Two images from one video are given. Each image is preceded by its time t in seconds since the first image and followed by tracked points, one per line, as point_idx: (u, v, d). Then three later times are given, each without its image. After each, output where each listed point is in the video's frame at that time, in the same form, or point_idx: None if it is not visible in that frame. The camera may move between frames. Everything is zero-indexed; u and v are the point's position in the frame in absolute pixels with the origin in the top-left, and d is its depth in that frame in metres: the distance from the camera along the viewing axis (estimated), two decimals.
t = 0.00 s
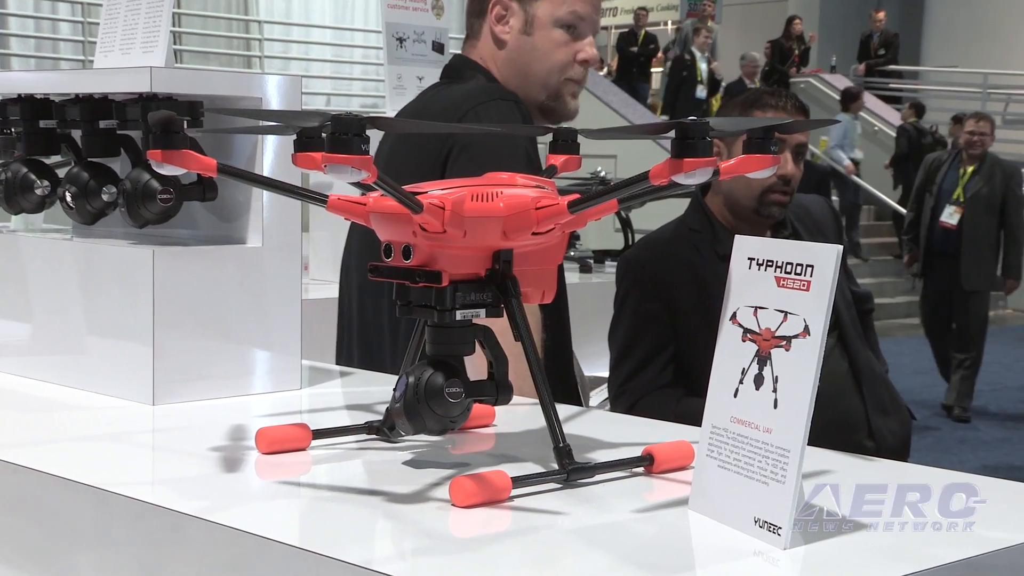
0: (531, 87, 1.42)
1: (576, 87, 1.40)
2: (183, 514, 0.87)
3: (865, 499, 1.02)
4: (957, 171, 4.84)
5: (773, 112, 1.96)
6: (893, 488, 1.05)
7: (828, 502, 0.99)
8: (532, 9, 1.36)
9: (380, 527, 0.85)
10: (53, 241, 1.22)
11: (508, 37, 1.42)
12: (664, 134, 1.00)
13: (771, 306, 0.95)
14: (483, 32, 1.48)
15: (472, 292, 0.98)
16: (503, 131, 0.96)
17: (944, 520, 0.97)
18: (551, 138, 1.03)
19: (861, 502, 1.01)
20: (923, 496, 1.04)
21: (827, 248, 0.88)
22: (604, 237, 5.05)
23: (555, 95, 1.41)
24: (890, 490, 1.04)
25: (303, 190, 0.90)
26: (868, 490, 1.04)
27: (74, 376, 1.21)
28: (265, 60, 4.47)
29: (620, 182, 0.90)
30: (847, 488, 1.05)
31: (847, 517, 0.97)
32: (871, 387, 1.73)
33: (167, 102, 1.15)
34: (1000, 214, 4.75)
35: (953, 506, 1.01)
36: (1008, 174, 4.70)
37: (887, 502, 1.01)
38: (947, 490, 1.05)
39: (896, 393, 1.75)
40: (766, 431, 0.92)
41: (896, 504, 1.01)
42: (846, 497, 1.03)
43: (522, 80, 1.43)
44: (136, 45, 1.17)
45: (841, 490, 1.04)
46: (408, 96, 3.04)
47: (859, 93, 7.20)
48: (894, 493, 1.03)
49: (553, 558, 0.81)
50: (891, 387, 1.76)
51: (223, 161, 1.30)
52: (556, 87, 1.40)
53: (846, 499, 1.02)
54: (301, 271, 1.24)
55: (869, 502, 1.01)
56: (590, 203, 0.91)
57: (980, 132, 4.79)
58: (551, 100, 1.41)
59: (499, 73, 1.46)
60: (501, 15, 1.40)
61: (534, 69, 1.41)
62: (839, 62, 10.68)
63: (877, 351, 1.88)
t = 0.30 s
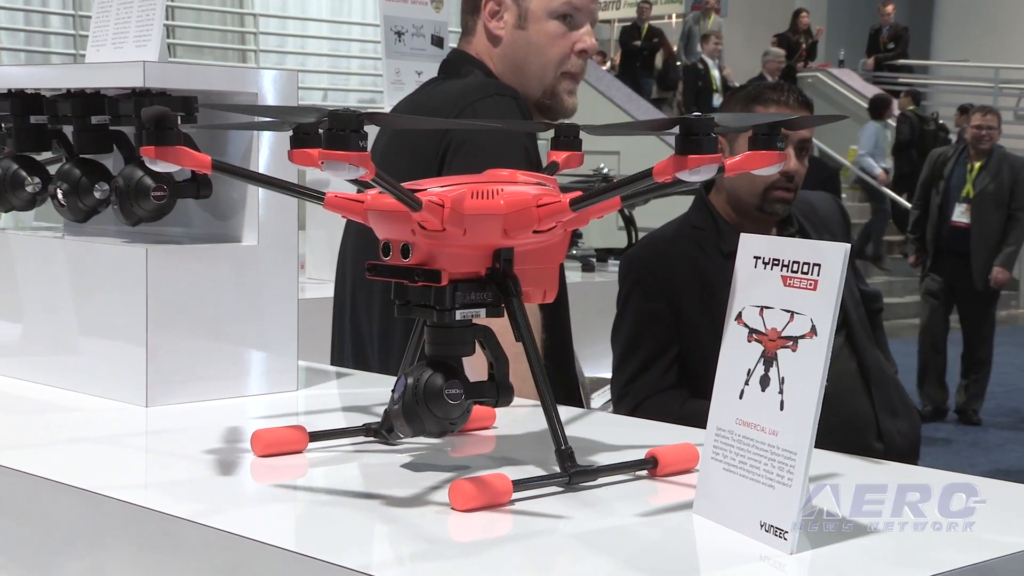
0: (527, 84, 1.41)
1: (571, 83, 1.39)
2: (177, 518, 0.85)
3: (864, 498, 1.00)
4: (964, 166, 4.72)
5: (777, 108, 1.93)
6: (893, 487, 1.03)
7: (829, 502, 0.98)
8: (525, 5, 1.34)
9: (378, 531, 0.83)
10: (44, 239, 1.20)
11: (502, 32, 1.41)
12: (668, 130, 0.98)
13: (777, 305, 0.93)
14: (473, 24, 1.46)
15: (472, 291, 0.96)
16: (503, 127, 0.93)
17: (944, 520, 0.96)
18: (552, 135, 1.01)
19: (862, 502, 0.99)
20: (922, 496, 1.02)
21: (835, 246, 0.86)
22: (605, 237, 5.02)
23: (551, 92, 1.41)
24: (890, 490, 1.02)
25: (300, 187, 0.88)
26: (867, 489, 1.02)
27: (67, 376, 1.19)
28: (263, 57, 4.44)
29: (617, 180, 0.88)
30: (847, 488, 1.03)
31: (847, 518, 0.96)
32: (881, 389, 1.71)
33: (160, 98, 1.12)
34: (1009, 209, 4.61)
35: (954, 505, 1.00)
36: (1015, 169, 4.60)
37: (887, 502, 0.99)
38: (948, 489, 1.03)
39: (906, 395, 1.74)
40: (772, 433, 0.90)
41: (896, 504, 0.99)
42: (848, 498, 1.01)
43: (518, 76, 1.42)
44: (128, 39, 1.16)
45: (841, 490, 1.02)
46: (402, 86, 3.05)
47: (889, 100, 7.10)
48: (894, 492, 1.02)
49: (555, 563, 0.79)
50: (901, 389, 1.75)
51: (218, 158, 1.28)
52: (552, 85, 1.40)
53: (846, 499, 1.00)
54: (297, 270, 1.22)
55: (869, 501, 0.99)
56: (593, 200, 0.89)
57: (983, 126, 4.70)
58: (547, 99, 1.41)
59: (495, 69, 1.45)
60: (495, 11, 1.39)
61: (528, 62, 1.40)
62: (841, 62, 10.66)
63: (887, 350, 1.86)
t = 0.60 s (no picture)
0: (528, 78, 1.39)
1: (572, 78, 1.38)
2: (172, 522, 0.83)
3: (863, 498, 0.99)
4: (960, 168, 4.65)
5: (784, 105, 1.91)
6: (893, 487, 1.02)
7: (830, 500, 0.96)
8: None
9: (377, 535, 0.81)
10: (36, 238, 1.18)
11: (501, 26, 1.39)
12: (674, 127, 0.96)
13: (784, 305, 0.91)
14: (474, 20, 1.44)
15: (473, 291, 0.94)
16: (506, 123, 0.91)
17: (944, 519, 0.95)
18: (555, 131, 0.99)
19: (862, 501, 0.98)
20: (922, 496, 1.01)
21: (844, 245, 0.84)
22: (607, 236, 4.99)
23: (552, 87, 1.39)
24: (890, 490, 1.01)
25: (298, 184, 0.86)
26: (867, 489, 1.01)
27: (59, 378, 1.17)
28: (261, 53, 4.41)
29: (618, 178, 0.87)
30: (846, 488, 1.02)
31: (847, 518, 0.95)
32: (891, 390, 1.70)
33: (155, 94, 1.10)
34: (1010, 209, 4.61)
35: (955, 505, 0.98)
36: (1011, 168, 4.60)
37: (888, 502, 0.98)
38: (948, 488, 1.01)
39: (915, 396, 1.72)
40: (779, 436, 0.88)
41: (896, 504, 0.98)
42: (848, 497, 0.99)
43: (518, 71, 1.40)
44: (122, 34, 1.14)
45: (840, 489, 1.01)
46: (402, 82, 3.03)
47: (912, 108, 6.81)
48: (894, 492, 1.00)
49: (558, 568, 0.77)
50: (910, 390, 1.73)
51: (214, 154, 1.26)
52: (554, 81, 1.39)
53: (846, 498, 0.99)
54: (294, 270, 1.20)
55: (868, 500, 0.98)
56: (597, 198, 0.87)
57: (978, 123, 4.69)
58: (548, 94, 1.40)
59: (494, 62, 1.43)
60: (495, 4, 1.38)
61: (528, 55, 1.37)
62: (844, 59, 10.64)
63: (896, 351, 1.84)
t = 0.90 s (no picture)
0: (558, 77, 1.40)
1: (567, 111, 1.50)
2: (170, 526, 0.81)
3: (864, 499, 0.98)
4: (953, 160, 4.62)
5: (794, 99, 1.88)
6: (892, 487, 1.01)
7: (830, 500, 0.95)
8: None
9: (378, 540, 0.79)
10: (30, 236, 1.16)
11: (536, 27, 1.38)
12: (680, 123, 0.94)
13: (794, 306, 0.89)
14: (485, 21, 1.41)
15: (476, 291, 0.92)
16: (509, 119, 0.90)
17: (944, 520, 0.93)
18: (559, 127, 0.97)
19: (860, 504, 0.97)
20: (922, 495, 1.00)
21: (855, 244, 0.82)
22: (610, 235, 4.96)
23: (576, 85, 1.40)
24: (889, 490, 1.00)
25: (297, 181, 0.84)
26: (867, 490, 1.00)
27: (53, 379, 1.15)
28: (259, 48, 4.37)
29: (625, 174, 0.84)
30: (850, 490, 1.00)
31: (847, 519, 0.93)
32: (904, 393, 1.67)
33: (151, 89, 1.08)
34: (1010, 198, 4.51)
35: (952, 503, 0.98)
36: (1008, 156, 4.53)
37: (887, 502, 0.97)
38: (948, 489, 1.00)
39: (928, 400, 1.71)
40: (789, 439, 0.86)
41: (895, 504, 0.97)
42: (849, 498, 0.98)
43: (550, 70, 1.39)
44: (117, 28, 1.12)
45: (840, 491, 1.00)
46: (402, 77, 2.67)
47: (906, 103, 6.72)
48: (893, 493, 0.99)
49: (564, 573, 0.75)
50: (922, 393, 1.71)
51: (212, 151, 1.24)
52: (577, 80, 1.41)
53: (846, 500, 0.98)
54: (293, 268, 1.18)
55: (868, 501, 0.97)
56: (602, 196, 0.85)
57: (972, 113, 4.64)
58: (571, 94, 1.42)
59: (515, 63, 1.41)
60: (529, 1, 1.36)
61: (575, 58, 1.38)
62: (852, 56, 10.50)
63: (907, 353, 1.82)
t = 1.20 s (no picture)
0: (571, 90, 1.46)
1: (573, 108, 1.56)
2: (167, 531, 0.79)
3: (864, 499, 0.96)
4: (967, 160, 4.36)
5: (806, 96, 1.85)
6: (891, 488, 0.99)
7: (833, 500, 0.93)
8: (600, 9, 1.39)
9: (379, 545, 0.78)
10: (26, 235, 1.14)
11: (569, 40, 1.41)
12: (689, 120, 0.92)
13: (805, 306, 0.87)
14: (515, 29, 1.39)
15: (480, 291, 0.90)
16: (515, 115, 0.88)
17: (943, 519, 0.92)
18: (566, 124, 0.95)
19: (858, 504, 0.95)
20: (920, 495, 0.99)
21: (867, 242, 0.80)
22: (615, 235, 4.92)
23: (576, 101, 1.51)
24: (888, 490, 0.99)
25: (298, 179, 0.83)
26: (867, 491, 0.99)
27: (49, 381, 1.13)
28: (259, 44, 4.32)
29: (634, 172, 0.83)
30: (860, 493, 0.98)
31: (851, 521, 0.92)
32: (918, 397, 1.65)
33: (149, 85, 1.06)
34: None
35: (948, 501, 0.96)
36: None
37: (887, 501, 0.96)
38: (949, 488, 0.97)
39: (943, 402, 1.68)
40: (800, 443, 0.84)
41: (894, 504, 0.95)
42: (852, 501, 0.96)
43: (569, 81, 1.44)
44: (114, 23, 1.10)
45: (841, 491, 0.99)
46: (405, 74, 2.63)
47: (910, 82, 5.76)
48: (893, 492, 0.98)
49: None
50: (937, 396, 1.69)
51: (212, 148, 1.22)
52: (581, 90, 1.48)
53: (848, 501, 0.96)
54: (294, 268, 1.16)
55: (867, 501, 0.96)
56: (610, 193, 0.83)
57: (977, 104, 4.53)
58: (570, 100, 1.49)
59: (546, 74, 1.42)
60: (563, 14, 1.38)
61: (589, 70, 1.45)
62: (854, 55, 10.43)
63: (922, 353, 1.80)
